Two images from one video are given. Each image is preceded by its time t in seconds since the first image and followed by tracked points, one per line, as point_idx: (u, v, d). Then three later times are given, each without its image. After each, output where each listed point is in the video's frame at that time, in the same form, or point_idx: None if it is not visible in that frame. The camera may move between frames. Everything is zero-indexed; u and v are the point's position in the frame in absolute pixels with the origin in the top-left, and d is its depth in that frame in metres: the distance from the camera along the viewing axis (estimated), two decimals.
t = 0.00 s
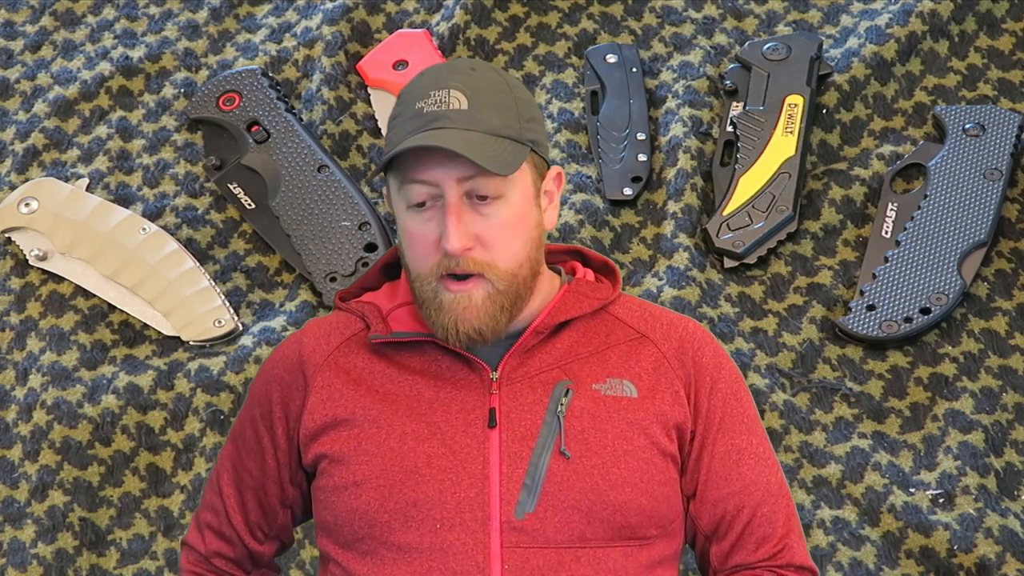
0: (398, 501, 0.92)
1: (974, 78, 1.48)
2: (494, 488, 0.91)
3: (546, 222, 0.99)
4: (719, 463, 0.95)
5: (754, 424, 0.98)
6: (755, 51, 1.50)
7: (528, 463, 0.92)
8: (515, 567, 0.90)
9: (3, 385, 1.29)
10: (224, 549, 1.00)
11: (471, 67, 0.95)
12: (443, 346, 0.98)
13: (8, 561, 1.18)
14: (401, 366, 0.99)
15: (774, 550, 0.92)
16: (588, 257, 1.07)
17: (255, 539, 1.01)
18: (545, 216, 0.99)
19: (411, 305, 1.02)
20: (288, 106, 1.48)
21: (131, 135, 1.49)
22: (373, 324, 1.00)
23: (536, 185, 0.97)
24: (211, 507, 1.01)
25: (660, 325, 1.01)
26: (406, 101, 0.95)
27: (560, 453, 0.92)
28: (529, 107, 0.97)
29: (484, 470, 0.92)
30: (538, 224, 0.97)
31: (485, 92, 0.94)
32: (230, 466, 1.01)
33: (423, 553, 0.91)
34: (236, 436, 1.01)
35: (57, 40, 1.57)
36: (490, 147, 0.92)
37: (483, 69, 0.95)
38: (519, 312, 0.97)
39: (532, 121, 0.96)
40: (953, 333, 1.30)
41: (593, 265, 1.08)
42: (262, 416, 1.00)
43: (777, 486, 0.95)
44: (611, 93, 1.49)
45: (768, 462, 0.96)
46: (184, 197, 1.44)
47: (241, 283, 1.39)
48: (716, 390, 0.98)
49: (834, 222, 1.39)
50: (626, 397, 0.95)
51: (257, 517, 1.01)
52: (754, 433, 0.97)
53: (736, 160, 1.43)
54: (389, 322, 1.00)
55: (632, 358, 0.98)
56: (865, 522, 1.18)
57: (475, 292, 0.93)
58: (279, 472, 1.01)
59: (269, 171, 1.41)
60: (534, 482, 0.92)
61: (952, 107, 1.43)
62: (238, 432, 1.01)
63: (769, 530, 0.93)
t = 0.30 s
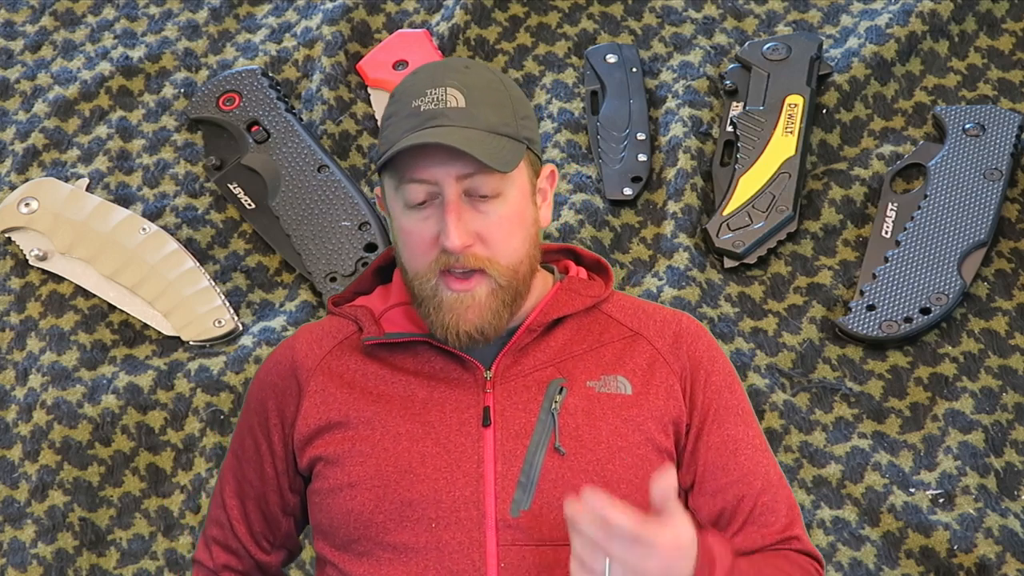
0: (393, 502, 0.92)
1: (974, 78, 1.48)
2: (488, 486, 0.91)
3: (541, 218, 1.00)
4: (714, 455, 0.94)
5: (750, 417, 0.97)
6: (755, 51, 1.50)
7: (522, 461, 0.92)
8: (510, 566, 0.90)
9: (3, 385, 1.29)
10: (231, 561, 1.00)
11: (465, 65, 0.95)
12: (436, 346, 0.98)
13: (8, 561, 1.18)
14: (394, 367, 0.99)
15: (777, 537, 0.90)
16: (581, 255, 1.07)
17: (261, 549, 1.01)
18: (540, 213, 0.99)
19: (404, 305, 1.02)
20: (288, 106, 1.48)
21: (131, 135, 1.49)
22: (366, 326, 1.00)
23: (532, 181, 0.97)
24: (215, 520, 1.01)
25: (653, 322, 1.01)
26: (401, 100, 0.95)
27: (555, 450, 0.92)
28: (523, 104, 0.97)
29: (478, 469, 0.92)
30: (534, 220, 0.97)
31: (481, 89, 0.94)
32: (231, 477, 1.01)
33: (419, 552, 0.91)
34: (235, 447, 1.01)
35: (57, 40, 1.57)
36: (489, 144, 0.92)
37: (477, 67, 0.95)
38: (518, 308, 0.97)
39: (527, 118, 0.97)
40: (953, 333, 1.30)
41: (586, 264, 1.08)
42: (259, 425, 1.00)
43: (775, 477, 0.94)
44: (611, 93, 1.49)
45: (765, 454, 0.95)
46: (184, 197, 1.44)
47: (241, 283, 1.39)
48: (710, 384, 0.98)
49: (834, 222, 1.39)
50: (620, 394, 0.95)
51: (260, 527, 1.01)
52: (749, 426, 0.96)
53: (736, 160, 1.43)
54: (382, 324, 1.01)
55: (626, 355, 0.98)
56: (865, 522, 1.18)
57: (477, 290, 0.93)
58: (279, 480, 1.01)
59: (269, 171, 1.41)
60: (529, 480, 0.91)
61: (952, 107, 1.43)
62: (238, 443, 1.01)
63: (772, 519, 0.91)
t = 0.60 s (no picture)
0: (387, 500, 0.92)
1: (974, 78, 1.48)
2: (482, 486, 0.91)
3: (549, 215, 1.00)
4: (710, 463, 0.94)
5: (748, 425, 0.97)
6: (755, 51, 1.50)
7: (517, 461, 0.92)
8: (502, 566, 0.90)
9: (3, 385, 1.29)
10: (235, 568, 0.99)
11: (474, 63, 0.96)
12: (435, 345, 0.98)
13: (8, 561, 1.18)
14: (394, 366, 0.99)
15: (765, 551, 0.91)
16: (583, 256, 1.07)
17: (266, 555, 1.00)
18: (547, 211, 0.99)
19: (404, 305, 1.02)
20: (288, 106, 1.48)
21: (131, 135, 1.49)
22: (367, 327, 1.01)
23: (540, 179, 0.98)
24: (217, 526, 1.00)
25: (654, 325, 1.01)
26: (412, 97, 0.95)
27: (550, 450, 0.92)
28: (530, 103, 0.98)
29: (473, 468, 0.92)
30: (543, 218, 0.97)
31: (492, 87, 0.95)
32: (236, 482, 1.00)
33: (412, 551, 0.91)
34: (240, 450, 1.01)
35: (57, 40, 1.58)
36: (502, 140, 0.93)
37: (486, 66, 0.96)
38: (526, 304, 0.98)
39: (535, 117, 0.97)
40: (953, 333, 1.30)
41: (589, 264, 1.07)
42: (262, 425, 1.01)
43: (768, 488, 0.94)
44: (611, 93, 1.49)
45: (760, 464, 0.95)
46: (184, 197, 1.44)
47: (241, 283, 1.39)
48: (709, 390, 0.98)
49: (834, 222, 1.39)
50: (617, 396, 0.95)
51: (266, 532, 1.00)
52: (747, 434, 0.96)
53: (736, 160, 1.43)
54: (382, 324, 1.01)
55: (625, 357, 0.98)
56: (864, 522, 1.18)
57: (486, 288, 0.94)
58: (285, 482, 1.01)
59: (269, 171, 1.41)
60: (523, 480, 0.92)
61: (952, 107, 1.43)
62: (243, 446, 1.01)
63: (760, 531, 0.92)
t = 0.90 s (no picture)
0: (390, 501, 0.92)
1: (974, 78, 1.48)
2: (485, 487, 0.91)
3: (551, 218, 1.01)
4: (711, 463, 0.94)
5: (749, 424, 0.97)
6: (755, 51, 1.50)
7: (520, 461, 0.92)
8: (506, 566, 0.89)
9: (3, 385, 1.29)
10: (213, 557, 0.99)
11: (477, 65, 0.96)
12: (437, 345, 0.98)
13: (8, 561, 1.18)
14: (396, 367, 0.99)
15: (768, 549, 0.91)
16: (585, 256, 1.07)
17: (249, 547, 1.00)
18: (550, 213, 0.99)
19: (407, 305, 1.02)
20: (288, 106, 1.48)
21: (131, 135, 1.49)
22: (369, 327, 1.00)
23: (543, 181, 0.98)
24: (200, 513, 1.00)
25: (655, 325, 1.01)
26: (415, 99, 0.95)
27: (553, 451, 0.92)
28: (532, 105, 0.98)
29: (476, 469, 0.92)
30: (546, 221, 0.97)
31: (495, 89, 0.95)
32: (224, 473, 1.01)
33: (415, 552, 0.91)
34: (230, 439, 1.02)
35: (57, 40, 1.58)
36: (506, 142, 0.93)
37: (488, 67, 0.97)
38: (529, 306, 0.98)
39: (538, 119, 0.98)
40: (953, 333, 1.30)
41: (591, 265, 1.08)
42: (259, 421, 1.01)
43: (770, 486, 0.94)
44: (611, 93, 1.49)
45: (763, 462, 0.95)
46: (184, 197, 1.44)
47: (241, 283, 1.39)
48: (710, 390, 0.98)
49: (834, 222, 1.39)
50: (619, 397, 0.95)
51: (251, 524, 1.00)
52: (748, 433, 0.96)
53: (736, 160, 1.43)
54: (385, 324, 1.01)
55: (626, 358, 0.98)
56: (864, 522, 1.18)
57: (489, 289, 0.93)
58: (276, 477, 1.01)
59: (269, 171, 1.41)
60: (526, 481, 0.91)
61: (952, 107, 1.43)
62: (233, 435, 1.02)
63: (763, 530, 0.91)
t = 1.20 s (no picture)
0: (392, 497, 0.93)
1: (974, 78, 1.48)
2: (486, 481, 0.91)
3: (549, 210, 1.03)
4: (708, 455, 0.95)
5: (746, 415, 0.98)
6: (755, 51, 1.50)
7: (520, 455, 0.93)
8: (509, 560, 0.90)
9: (3, 385, 1.29)
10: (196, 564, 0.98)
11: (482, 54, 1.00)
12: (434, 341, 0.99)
13: (8, 561, 1.18)
14: (395, 366, 1.00)
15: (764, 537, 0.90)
16: (582, 253, 1.08)
17: (239, 553, 1.00)
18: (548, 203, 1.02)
19: (404, 302, 1.03)
20: (288, 106, 1.48)
21: (131, 135, 1.49)
22: (367, 323, 1.01)
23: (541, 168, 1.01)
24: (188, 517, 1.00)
25: (652, 319, 1.02)
26: (418, 83, 0.98)
27: (553, 445, 0.93)
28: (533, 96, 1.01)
29: (477, 463, 0.92)
30: (544, 209, 1.00)
31: (497, 75, 0.98)
32: (219, 478, 1.00)
33: (417, 547, 0.91)
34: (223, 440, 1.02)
35: (57, 40, 1.57)
36: (507, 125, 0.96)
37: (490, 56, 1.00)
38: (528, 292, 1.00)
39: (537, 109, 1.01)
40: (953, 333, 1.30)
41: (589, 261, 1.08)
42: (260, 422, 1.01)
43: (767, 477, 0.93)
44: (611, 93, 1.49)
45: (760, 453, 0.95)
46: (184, 197, 1.44)
47: (241, 283, 1.39)
48: (707, 381, 0.98)
49: (834, 222, 1.39)
50: (618, 389, 0.96)
51: (247, 530, 1.00)
52: (745, 424, 0.97)
53: (736, 160, 1.43)
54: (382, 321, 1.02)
55: (625, 352, 0.99)
56: (865, 522, 1.18)
57: (489, 270, 0.96)
58: (276, 480, 1.01)
59: (269, 171, 1.41)
60: (527, 474, 0.92)
61: (952, 107, 1.43)
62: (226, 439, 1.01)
63: (761, 519, 0.91)
